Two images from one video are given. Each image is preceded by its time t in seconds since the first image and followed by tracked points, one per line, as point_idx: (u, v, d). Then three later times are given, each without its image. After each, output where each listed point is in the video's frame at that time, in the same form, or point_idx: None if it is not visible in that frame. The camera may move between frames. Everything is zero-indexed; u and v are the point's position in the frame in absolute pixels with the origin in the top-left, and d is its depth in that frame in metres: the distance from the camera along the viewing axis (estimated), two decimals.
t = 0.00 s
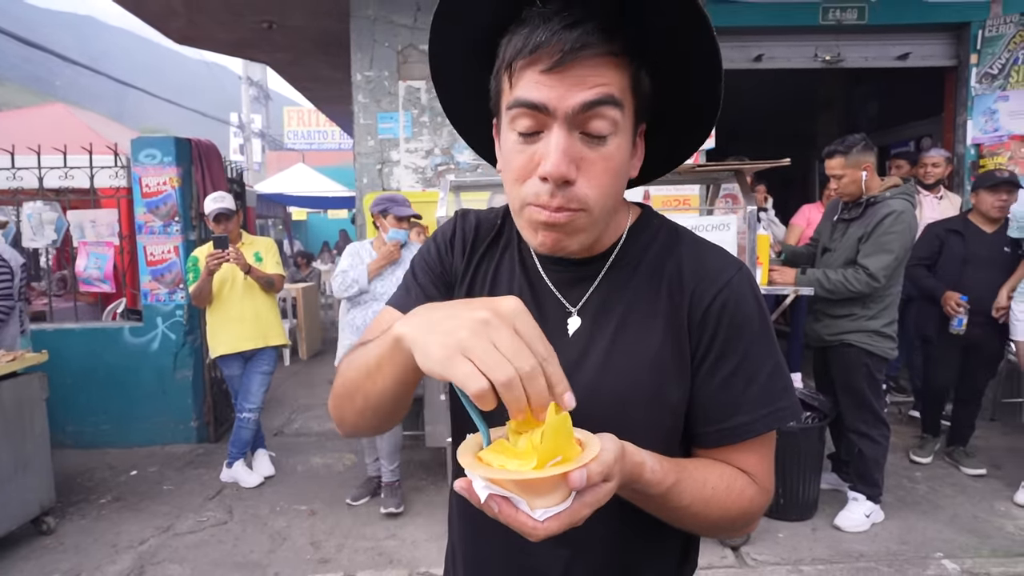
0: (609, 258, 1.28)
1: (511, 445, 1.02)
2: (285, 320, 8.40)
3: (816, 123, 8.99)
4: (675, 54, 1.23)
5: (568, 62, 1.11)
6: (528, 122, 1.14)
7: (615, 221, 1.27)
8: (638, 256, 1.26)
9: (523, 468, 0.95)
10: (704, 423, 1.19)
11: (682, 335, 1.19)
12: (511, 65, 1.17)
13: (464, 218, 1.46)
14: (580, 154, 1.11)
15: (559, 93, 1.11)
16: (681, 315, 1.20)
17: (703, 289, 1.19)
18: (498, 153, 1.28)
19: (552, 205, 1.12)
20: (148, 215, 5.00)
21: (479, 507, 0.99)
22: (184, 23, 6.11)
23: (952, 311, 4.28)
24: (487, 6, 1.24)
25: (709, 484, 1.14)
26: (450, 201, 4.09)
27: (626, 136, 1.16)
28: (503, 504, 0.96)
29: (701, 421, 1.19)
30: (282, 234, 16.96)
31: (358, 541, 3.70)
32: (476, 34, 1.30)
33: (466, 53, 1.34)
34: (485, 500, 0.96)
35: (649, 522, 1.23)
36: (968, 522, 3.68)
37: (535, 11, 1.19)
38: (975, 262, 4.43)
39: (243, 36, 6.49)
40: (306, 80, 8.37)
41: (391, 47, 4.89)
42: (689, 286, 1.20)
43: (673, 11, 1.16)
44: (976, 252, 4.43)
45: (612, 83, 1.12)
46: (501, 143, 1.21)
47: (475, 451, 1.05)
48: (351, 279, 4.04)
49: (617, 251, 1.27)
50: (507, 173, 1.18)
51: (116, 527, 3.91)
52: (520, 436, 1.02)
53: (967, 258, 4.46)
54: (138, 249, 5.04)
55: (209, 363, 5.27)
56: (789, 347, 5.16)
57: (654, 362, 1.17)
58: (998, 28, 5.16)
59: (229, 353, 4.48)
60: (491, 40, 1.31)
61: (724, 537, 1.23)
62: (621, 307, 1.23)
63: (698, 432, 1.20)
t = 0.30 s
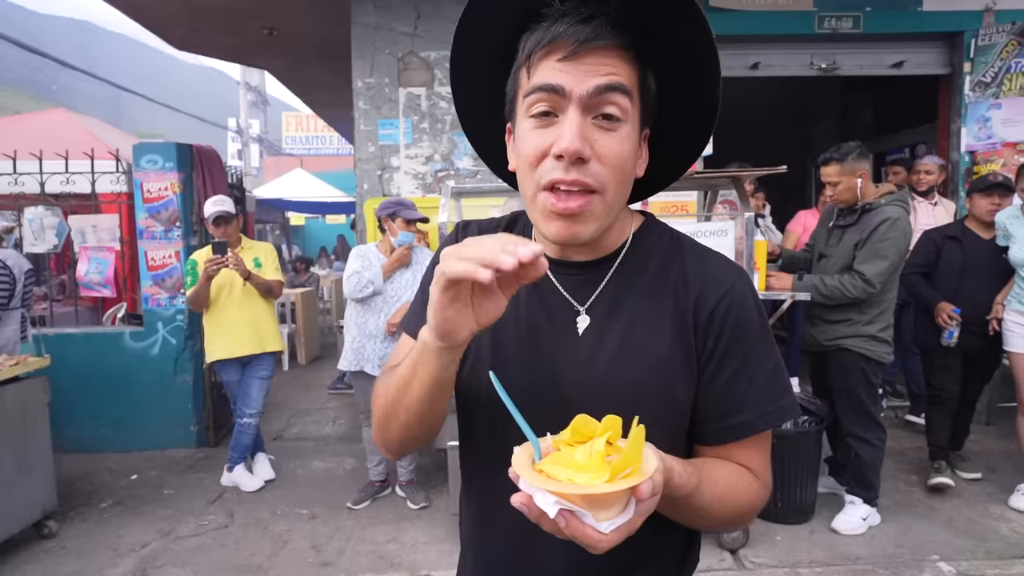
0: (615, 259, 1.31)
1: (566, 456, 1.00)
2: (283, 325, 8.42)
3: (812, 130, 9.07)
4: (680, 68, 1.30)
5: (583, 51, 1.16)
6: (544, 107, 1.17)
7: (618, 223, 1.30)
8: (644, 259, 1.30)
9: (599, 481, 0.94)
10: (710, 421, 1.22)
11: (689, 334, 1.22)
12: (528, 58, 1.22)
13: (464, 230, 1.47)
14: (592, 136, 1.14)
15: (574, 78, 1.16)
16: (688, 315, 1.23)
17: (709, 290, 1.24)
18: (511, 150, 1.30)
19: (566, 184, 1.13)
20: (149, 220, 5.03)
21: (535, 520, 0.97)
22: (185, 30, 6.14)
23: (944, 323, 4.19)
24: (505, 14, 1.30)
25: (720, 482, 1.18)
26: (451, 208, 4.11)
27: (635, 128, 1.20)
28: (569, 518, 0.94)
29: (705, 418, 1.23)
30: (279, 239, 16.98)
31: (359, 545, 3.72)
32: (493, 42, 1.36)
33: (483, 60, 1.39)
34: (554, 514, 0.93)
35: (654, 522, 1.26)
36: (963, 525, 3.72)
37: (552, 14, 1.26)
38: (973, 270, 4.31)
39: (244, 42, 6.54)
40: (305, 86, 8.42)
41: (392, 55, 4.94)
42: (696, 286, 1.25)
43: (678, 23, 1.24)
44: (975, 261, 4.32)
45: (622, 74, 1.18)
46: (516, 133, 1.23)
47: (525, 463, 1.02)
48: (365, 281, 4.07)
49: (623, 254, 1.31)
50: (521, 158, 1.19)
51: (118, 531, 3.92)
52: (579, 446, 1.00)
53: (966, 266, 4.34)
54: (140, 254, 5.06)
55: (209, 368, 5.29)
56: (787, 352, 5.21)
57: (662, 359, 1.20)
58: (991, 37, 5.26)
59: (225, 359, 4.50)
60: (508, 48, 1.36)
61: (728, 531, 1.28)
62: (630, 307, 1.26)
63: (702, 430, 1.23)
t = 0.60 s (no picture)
0: (611, 260, 1.34)
1: (590, 428, 1.04)
2: (275, 325, 8.40)
3: (802, 132, 9.17)
4: (669, 75, 1.32)
5: (580, 82, 1.18)
6: (543, 134, 1.19)
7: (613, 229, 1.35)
8: (638, 259, 1.34)
9: (631, 449, 0.98)
10: (700, 410, 1.25)
11: (680, 328, 1.26)
12: (525, 85, 1.23)
13: (462, 232, 1.49)
14: (592, 162, 1.18)
15: (572, 107, 1.18)
16: (681, 310, 1.27)
17: (698, 286, 1.28)
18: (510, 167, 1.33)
19: (569, 210, 1.18)
20: (142, 219, 5.02)
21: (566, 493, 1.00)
22: (177, 29, 6.12)
23: (932, 333, 4.09)
24: (496, 30, 1.31)
25: (713, 469, 1.20)
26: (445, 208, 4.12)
27: (629, 146, 1.24)
28: (598, 488, 0.97)
29: (694, 407, 1.26)
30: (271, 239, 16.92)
31: (353, 544, 3.74)
32: (485, 58, 1.36)
33: (474, 75, 1.40)
34: (585, 484, 0.96)
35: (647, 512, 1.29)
36: (947, 521, 3.80)
37: (546, 38, 1.26)
38: (955, 276, 4.29)
39: (237, 42, 6.52)
40: (298, 86, 8.40)
41: (386, 56, 4.95)
42: (688, 283, 1.28)
43: (668, 36, 1.26)
44: (957, 266, 4.29)
45: (617, 99, 1.20)
46: (514, 156, 1.26)
47: (546, 438, 1.05)
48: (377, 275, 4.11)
49: (618, 255, 1.34)
50: (521, 182, 1.23)
51: (110, 531, 3.91)
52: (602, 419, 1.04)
53: (948, 272, 4.31)
54: (132, 253, 5.05)
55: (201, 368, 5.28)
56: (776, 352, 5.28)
57: (657, 353, 1.24)
58: (975, 43, 5.35)
59: (207, 357, 4.49)
60: (500, 61, 1.37)
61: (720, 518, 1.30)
62: (625, 306, 1.29)
63: (692, 418, 1.27)
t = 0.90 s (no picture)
0: (604, 266, 1.36)
1: (565, 415, 1.08)
2: (270, 329, 8.39)
3: (795, 137, 9.24)
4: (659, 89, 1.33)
5: (564, 107, 1.19)
6: (529, 156, 1.22)
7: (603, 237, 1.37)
8: (630, 263, 1.36)
9: (595, 432, 1.01)
10: (688, 407, 1.26)
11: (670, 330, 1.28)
12: (513, 107, 1.25)
13: (460, 236, 1.51)
14: (576, 185, 1.21)
15: (556, 132, 1.20)
16: (671, 314, 1.29)
17: (687, 288, 1.30)
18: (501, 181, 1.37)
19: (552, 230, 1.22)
20: (138, 223, 5.02)
21: (536, 477, 1.04)
22: (174, 33, 6.14)
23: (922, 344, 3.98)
24: (486, 50, 1.33)
25: (699, 464, 1.21)
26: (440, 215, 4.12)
27: (616, 166, 1.26)
28: (566, 468, 1.00)
29: (682, 406, 1.27)
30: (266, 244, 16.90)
31: (350, 546, 3.75)
32: (476, 77, 1.39)
33: (468, 92, 1.43)
34: (550, 465, 0.99)
35: (636, 512, 1.31)
36: (939, 521, 3.84)
37: (535, 60, 1.27)
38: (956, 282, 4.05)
39: (234, 46, 6.55)
40: (294, 90, 8.42)
41: (383, 61, 4.98)
42: (677, 288, 1.30)
43: (657, 55, 1.25)
44: (958, 272, 4.04)
45: (603, 122, 1.22)
46: (504, 173, 1.30)
47: (520, 424, 1.09)
48: (386, 280, 4.15)
49: (611, 261, 1.36)
50: (510, 200, 1.27)
51: (107, 535, 3.91)
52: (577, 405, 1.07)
53: (948, 278, 4.07)
54: (128, 257, 5.05)
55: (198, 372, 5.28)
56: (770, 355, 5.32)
57: (648, 357, 1.26)
58: (964, 49, 5.45)
59: (189, 359, 4.48)
60: (493, 75, 1.39)
61: (708, 514, 1.31)
62: (617, 311, 1.32)
63: (681, 414, 1.28)
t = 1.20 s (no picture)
0: (599, 266, 1.37)
1: (555, 410, 1.10)
2: (271, 330, 8.41)
3: (794, 137, 9.26)
4: (649, 89, 1.35)
5: (558, 112, 1.21)
6: (526, 162, 1.23)
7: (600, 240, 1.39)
8: (625, 262, 1.37)
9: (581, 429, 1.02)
10: (683, 401, 1.28)
11: (665, 325, 1.29)
12: (508, 114, 1.26)
13: (457, 237, 1.53)
14: (572, 189, 1.22)
15: (552, 138, 1.21)
16: (665, 310, 1.30)
17: (681, 284, 1.31)
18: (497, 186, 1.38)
19: (551, 234, 1.24)
20: (139, 224, 5.05)
21: (526, 472, 1.05)
22: (174, 35, 6.16)
23: (946, 345, 3.84)
24: (477, 57, 1.34)
25: (690, 456, 1.23)
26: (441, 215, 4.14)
27: (611, 169, 1.27)
28: (554, 464, 1.02)
29: (676, 400, 1.29)
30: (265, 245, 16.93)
31: (351, 545, 3.76)
32: (468, 84, 1.41)
33: (460, 98, 1.44)
34: (538, 461, 1.02)
35: (631, 506, 1.32)
36: (938, 521, 3.84)
37: (526, 67, 1.29)
38: (976, 281, 3.94)
39: (234, 48, 6.57)
40: (295, 91, 8.45)
41: (383, 62, 5.01)
42: (671, 284, 1.32)
43: (646, 58, 1.27)
44: (979, 271, 3.94)
45: (597, 126, 1.23)
46: (500, 180, 1.31)
47: (512, 419, 1.12)
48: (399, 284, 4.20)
49: (606, 260, 1.37)
50: (507, 205, 1.29)
51: (109, 534, 3.93)
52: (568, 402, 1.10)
53: (969, 276, 3.96)
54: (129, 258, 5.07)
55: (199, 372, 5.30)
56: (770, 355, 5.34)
57: (643, 353, 1.28)
58: (963, 49, 5.43)
59: (181, 362, 4.41)
60: (486, 83, 1.41)
61: (702, 506, 1.32)
62: (613, 308, 1.33)
63: (675, 408, 1.29)
